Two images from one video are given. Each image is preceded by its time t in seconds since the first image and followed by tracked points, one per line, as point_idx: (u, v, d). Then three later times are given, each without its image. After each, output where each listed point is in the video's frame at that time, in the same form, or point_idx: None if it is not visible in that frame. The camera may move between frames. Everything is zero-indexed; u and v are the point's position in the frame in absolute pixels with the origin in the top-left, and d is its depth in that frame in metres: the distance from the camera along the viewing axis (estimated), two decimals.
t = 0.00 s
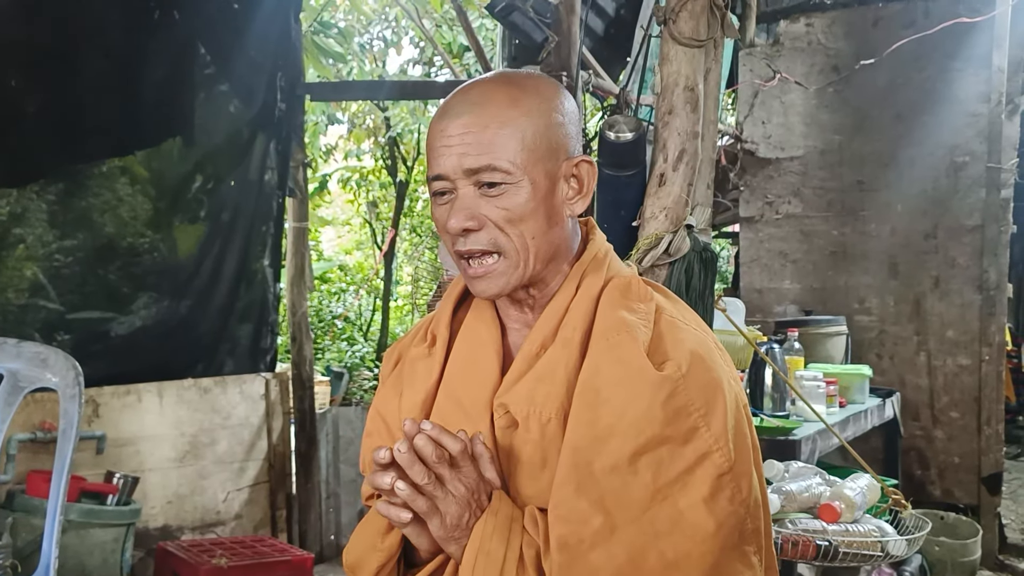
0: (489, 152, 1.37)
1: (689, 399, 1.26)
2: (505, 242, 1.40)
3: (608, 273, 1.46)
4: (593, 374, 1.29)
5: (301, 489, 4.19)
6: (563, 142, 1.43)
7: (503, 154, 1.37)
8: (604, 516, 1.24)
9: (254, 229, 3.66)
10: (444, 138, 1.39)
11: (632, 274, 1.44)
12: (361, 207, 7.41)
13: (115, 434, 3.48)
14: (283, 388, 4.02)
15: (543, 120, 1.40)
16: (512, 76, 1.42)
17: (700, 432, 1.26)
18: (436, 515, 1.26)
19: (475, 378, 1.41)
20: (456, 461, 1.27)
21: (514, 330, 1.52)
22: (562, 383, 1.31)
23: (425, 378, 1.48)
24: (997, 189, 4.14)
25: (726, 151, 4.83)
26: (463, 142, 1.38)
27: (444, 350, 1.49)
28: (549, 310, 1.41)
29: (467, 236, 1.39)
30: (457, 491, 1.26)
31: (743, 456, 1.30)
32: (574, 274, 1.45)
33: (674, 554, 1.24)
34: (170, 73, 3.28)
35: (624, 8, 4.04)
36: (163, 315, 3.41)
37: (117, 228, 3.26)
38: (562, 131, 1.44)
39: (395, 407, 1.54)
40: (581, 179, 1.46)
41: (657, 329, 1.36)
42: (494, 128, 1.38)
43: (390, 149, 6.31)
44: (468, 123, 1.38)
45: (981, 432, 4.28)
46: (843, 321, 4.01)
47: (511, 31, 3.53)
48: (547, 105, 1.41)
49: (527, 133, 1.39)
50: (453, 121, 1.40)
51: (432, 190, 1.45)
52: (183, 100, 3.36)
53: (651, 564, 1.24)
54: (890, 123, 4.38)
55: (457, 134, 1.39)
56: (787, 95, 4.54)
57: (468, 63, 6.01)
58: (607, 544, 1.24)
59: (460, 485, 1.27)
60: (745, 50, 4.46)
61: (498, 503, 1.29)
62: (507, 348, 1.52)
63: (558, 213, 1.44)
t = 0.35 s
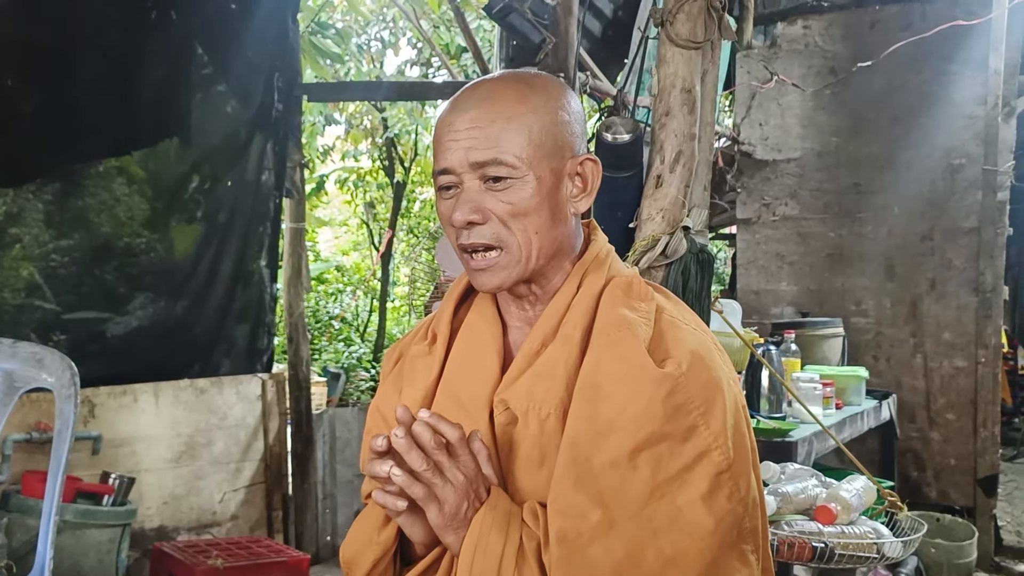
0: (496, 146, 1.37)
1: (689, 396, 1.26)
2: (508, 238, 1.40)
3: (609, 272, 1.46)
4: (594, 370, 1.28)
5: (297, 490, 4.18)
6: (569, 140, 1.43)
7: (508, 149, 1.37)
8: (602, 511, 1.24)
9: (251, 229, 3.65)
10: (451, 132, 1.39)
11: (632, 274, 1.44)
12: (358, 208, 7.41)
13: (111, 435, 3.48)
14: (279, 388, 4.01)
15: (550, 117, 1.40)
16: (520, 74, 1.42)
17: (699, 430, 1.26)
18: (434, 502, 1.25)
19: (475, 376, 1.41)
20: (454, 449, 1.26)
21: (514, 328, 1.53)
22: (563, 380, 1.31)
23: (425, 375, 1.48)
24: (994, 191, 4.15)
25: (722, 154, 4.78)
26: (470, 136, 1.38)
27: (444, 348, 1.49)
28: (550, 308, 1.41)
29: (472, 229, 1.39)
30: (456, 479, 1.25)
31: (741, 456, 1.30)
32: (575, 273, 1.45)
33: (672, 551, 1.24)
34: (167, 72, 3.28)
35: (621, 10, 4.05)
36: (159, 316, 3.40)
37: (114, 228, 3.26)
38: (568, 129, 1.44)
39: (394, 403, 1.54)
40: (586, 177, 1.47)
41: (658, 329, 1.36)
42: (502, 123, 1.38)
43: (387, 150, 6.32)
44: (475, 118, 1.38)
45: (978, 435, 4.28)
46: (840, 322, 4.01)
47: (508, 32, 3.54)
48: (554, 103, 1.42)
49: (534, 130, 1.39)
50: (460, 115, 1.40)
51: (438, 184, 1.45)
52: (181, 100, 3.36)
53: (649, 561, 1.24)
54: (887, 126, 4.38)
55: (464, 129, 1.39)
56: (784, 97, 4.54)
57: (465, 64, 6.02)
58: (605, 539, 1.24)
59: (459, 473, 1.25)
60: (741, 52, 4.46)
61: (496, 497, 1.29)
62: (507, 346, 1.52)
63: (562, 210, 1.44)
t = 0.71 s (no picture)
0: (484, 153, 1.37)
1: (715, 400, 1.28)
2: (499, 245, 1.39)
3: (615, 274, 1.46)
4: (620, 376, 1.29)
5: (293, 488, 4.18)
6: (558, 144, 1.44)
7: (497, 156, 1.37)
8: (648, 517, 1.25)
9: (245, 228, 3.65)
10: (439, 141, 1.39)
11: (639, 274, 1.45)
12: (354, 206, 7.41)
13: (106, 433, 3.47)
14: (274, 388, 4.00)
15: (538, 122, 1.41)
16: (507, 80, 1.43)
17: (726, 434, 1.27)
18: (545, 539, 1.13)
19: (479, 379, 1.40)
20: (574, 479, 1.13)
21: (516, 330, 1.53)
22: (583, 382, 1.30)
23: (428, 375, 1.48)
24: (988, 191, 4.15)
25: (718, 153, 4.78)
26: (459, 144, 1.38)
27: (445, 347, 1.49)
28: (558, 310, 1.40)
29: (463, 238, 1.39)
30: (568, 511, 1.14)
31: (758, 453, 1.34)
32: (581, 274, 1.45)
33: (716, 554, 1.26)
34: (162, 70, 3.27)
35: (617, 9, 4.05)
36: (154, 314, 3.40)
37: (108, 226, 3.25)
38: (557, 133, 1.44)
39: (396, 403, 1.53)
40: (578, 181, 1.46)
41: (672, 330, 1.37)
42: (489, 130, 1.38)
43: (383, 148, 6.32)
44: (463, 126, 1.39)
45: (972, 434, 4.29)
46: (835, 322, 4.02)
47: (504, 31, 3.54)
48: (542, 107, 1.42)
49: (522, 136, 1.39)
50: (448, 124, 1.40)
51: (429, 193, 1.45)
52: (176, 98, 3.35)
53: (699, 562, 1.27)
54: (882, 126, 4.39)
55: (452, 137, 1.39)
56: (779, 96, 4.56)
57: (461, 63, 6.03)
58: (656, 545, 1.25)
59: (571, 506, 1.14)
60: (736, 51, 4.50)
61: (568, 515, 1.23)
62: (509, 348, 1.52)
63: (553, 214, 1.44)
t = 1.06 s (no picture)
0: (498, 135, 1.38)
1: (709, 400, 1.27)
2: (507, 228, 1.39)
3: (615, 271, 1.46)
4: (615, 374, 1.28)
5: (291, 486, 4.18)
6: (573, 132, 1.44)
7: (512, 137, 1.38)
8: (636, 517, 1.24)
9: (243, 225, 3.64)
10: (454, 121, 1.40)
11: (641, 273, 1.45)
12: (351, 204, 7.40)
13: (103, 430, 3.47)
14: (272, 385, 3.99)
15: (554, 109, 1.42)
16: (526, 67, 1.44)
17: (720, 434, 1.27)
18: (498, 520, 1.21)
19: (479, 373, 1.40)
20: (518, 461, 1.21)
21: (516, 325, 1.54)
22: (578, 380, 1.30)
23: (428, 369, 1.47)
24: (985, 188, 4.15)
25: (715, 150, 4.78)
26: (473, 125, 1.39)
27: (445, 343, 1.49)
28: (557, 308, 1.40)
29: (471, 217, 1.39)
30: (517, 490, 1.22)
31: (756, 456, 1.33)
32: (581, 271, 1.45)
33: (706, 557, 1.25)
34: (159, 67, 3.27)
35: (615, 6, 4.05)
36: (151, 311, 3.40)
37: (106, 223, 3.25)
38: (572, 122, 1.45)
39: (393, 400, 1.53)
40: (589, 171, 1.47)
41: (670, 329, 1.37)
42: (506, 113, 1.39)
43: (380, 145, 6.31)
44: (478, 108, 1.40)
45: (969, 431, 4.30)
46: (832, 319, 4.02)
47: (502, 27, 3.53)
48: (559, 96, 1.43)
49: (538, 122, 1.40)
50: (464, 105, 1.41)
51: (439, 175, 1.46)
52: (173, 96, 3.35)
53: (687, 563, 1.26)
54: (879, 123, 4.40)
55: (468, 118, 1.40)
56: (777, 94, 4.56)
57: (458, 60, 6.07)
58: (643, 546, 1.25)
59: (519, 485, 1.22)
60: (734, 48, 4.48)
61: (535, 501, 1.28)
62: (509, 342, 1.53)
63: (563, 203, 1.44)
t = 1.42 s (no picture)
0: (501, 127, 1.38)
1: (689, 403, 1.27)
2: (506, 222, 1.39)
3: (607, 270, 1.45)
4: (595, 377, 1.27)
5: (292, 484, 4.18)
6: (577, 130, 1.44)
7: (515, 130, 1.38)
8: (605, 521, 1.24)
9: (244, 224, 3.64)
10: (458, 111, 1.40)
11: (631, 273, 1.43)
12: (352, 202, 7.41)
13: (104, 429, 3.48)
14: (274, 382, 3.98)
15: (558, 105, 1.41)
16: (534, 62, 1.44)
17: (699, 438, 1.27)
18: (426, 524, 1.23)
19: (470, 372, 1.39)
20: (438, 468, 1.23)
21: (509, 325, 1.53)
22: (561, 382, 1.29)
23: (421, 367, 1.47)
24: (987, 186, 4.15)
25: (716, 148, 4.77)
26: (477, 116, 1.39)
27: (438, 341, 1.48)
28: (546, 308, 1.39)
29: (469, 208, 1.40)
30: (446, 496, 1.22)
31: (741, 460, 1.32)
32: (572, 271, 1.44)
33: (676, 561, 1.26)
34: (160, 65, 3.27)
35: (617, 4, 4.05)
36: (153, 309, 3.40)
37: (107, 221, 3.25)
38: (577, 120, 1.44)
39: (387, 399, 1.53)
40: (590, 170, 1.46)
41: (657, 330, 1.35)
42: (510, 106, 1.39)
43: (381, 144, 6.30)
44: (483, 99, 1.40)
45: (970, 429, 4.30)
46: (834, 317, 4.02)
47: (503, 25, 3.52)
48: (565, 92, 1.43)
49: (542, 116, 1.40)
50: (469, 95, 1.41)
51: (440, 165, 1.46)
52: (174, 94, 3.34)
53: (651, 569, 1.26)
54: (881, 121, 4.39)
55: (472, 108, 1.40)
56: (779, 92, 4.55)
57: (459, 58, 6.05)
58: (610, 550, 1.25)
59: (448, 491, 1.22)
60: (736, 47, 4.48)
61: (491, 507, 1.26)
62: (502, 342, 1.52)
63: (563, 201, 1.44)
